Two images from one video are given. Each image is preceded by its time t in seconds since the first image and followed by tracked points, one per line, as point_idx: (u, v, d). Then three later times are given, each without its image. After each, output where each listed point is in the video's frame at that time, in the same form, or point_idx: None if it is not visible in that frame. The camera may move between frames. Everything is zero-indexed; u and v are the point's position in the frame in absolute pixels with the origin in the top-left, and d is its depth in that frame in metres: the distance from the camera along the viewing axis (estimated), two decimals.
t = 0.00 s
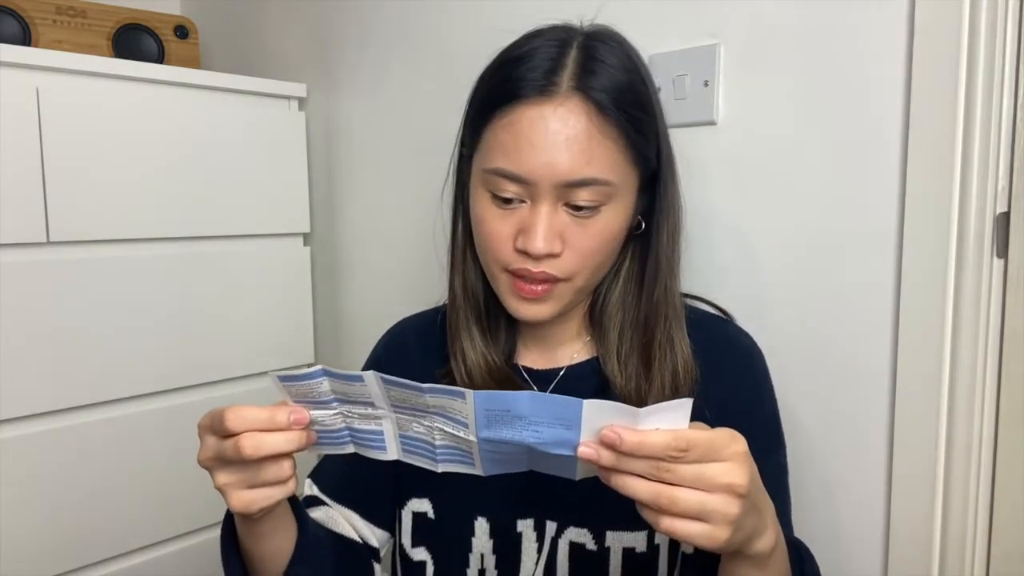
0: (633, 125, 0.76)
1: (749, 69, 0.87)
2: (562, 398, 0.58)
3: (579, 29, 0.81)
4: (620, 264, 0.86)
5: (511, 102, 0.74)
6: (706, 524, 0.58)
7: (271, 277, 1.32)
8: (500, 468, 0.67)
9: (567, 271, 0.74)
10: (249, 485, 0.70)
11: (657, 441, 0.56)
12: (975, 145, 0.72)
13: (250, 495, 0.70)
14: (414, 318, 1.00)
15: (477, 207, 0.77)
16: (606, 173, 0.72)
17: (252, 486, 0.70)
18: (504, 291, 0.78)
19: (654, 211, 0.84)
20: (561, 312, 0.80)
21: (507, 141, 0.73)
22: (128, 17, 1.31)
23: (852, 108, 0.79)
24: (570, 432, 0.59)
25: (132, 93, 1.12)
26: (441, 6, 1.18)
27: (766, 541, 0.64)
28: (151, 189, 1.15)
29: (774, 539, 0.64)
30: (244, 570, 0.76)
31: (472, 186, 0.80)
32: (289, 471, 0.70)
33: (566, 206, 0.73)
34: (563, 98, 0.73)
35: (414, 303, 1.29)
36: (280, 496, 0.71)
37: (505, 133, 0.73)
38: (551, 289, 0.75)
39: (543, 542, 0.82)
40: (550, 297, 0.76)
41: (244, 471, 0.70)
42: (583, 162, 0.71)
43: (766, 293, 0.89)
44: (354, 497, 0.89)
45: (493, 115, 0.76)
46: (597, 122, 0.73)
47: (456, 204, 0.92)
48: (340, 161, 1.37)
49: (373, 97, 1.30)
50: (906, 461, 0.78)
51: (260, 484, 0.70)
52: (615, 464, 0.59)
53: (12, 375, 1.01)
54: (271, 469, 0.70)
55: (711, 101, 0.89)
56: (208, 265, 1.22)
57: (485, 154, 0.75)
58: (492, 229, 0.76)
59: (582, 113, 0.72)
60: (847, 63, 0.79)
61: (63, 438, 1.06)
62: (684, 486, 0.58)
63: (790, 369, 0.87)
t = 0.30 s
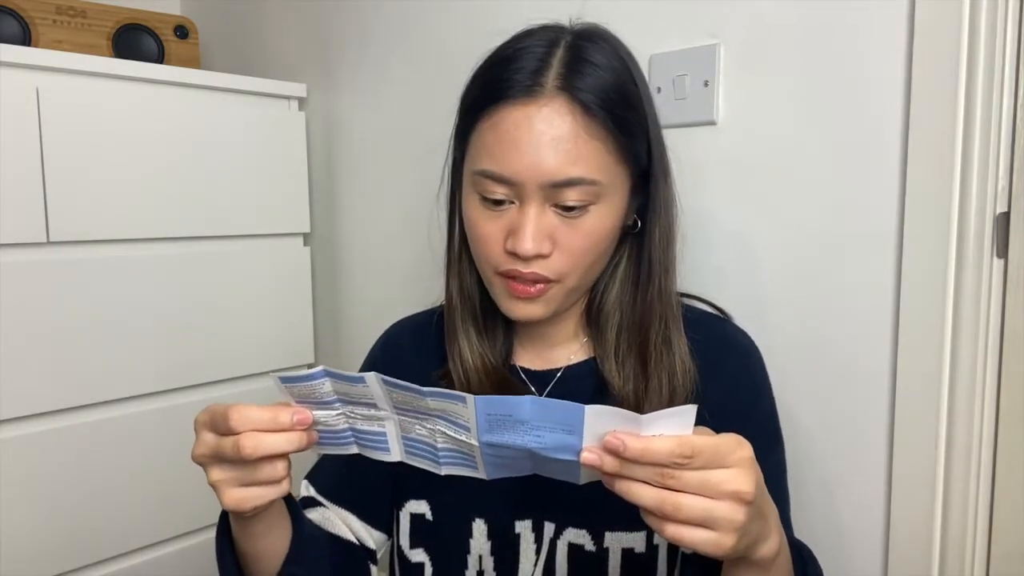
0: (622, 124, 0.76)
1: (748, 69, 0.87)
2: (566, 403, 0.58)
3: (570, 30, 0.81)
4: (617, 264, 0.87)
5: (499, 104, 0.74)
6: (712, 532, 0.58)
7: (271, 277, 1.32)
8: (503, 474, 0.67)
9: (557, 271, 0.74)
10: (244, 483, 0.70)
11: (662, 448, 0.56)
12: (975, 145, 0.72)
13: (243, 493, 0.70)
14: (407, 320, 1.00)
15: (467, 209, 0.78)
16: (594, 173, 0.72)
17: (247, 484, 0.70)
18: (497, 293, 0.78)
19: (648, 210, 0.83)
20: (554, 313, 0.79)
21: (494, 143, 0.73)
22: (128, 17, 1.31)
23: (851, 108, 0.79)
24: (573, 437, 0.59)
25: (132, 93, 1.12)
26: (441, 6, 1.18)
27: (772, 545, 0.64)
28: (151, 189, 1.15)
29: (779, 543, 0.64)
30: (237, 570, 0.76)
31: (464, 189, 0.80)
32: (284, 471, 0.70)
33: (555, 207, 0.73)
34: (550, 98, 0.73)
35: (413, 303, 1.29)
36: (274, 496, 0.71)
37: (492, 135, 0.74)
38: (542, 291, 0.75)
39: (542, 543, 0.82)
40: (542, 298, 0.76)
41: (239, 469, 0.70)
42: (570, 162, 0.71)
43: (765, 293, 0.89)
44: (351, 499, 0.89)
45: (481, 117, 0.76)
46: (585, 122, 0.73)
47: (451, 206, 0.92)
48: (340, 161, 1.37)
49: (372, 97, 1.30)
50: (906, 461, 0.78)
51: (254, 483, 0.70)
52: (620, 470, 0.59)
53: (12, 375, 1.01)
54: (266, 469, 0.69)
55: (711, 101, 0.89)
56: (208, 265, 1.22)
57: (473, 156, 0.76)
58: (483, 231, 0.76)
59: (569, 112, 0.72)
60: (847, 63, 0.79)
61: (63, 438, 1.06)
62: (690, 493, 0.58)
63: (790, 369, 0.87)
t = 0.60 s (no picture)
0: (620, 125, 0.76)
1: (749, 69, 0.87)
2: (565, 402, 0.58)
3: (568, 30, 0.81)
4: (616, 265, 0.87)
5: (497, 106, 0.75)
6: (711, 529, 0.58)
7: (271, 277, 1.32)
8: (502, 475, 0.67)
9: (555, 273, 0.74)
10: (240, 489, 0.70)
11: (661, 445, 0.56)
12: (975, 145, 0.72)
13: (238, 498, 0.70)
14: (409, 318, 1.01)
15: (467, 211, 0.78)
16: (593, 175, 0.72)
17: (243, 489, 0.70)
18: (496, 295, 0.78)
19: (648, 211, 0.84)
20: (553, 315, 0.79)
21: (493, 146, 0.73)
22: (128, 17, 1.31)
23: (851, 108, 0.79)
24: (573, 436, 0.59)
25: (132, 93, 1.12)
26: (441, 6, 1.18)
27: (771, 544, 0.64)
28: (151, 189, 1.15)
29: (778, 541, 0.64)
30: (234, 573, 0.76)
31: (462, 191, 0.80)
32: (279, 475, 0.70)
33: (554, 209, 0.73)
34: (548, 100, 0.73)
35: (413, 303, 1.29)
36: (268, 501, 0.71)
37: (491, 137, 0.74)
38: (541, 293, 0.75)
39: (541, 543, 0.82)
40: (541, 301, 0.76)
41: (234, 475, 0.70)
42: (569, 164, 0.71)
43: (766, 293, 0.89)
44: (349, 500, 0.88)
45: (480, 119, 0.76)
46: (583, 124, 0.73)
47: (450, 207, 0.92)
48: (340, 161, 1.37)
49: (372, 97, 1.30)
50: (906, 462, 0.78)
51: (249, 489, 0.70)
52: (619, 468, 0.59)
53: (12, 374, 1.01)
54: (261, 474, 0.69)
55: (711, 102, 0.89)
56: (207, 265, 1.22)
57: (472, 159, 0.76)
58: (482, 233, 0.76)
59: (567, 114, 0.72)
60: (846, 63, 0.79)
61: (63, 438, 1.06)
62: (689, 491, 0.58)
63: (791, 369, 0.87)
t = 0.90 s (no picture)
0: (622, 127, 0.76)
1: (749, 70, 0.87)
2: (572, 397, 0.58)
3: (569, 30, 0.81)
4: (617, 264, 0.86)
5: (499, 108, 0.75)
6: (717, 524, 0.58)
7: (271, 277, 1.32)
8: (508, 474, 0.67)
9: (557, 276, 0.74)
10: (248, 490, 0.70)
11: (668, 440, 0.56)
12: (975, 144, 0.72)
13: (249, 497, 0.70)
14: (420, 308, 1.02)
15: (468, 213, 0.78)
16: (594, 177, 0.72)
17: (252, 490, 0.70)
18: (497, 297, 0.78)
19: (649, 210, 0.83)
20: (554, 317, 0.80)
21: (494, 148, 0.73)
22: (128, 17, 1.31)
23: (851, 108, 0.79)
24: (580, 432, 0.59)
25: (132, 93, 1.12)
26: (441, 6, 1.18)
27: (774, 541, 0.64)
28: (151, 189, 1.15)
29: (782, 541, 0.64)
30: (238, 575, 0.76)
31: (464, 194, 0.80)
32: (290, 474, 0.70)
33: (556, 211, 0.73)
34: (549, 102, 0.73)
35: (413, 302, 1.29)
36: (274, 501, 0.71)
37: (492, 140, 0.73)
38: (543, 295, 0.76)
39: (542, 543, 0.82)
40: (543, 303, 0.76)
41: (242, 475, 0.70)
42: (570, 167, 0.71)
43: (766, 293, 0.89)
44: (350, 498, 0.89)
45: (481, 121, 0.76)
46: (584, 126, 0.73)
47: (451, 208, 0.92)
48: (340, 160, 1.37)
49: (373, 97, 1.30)
50: (906, 461, 0.78)
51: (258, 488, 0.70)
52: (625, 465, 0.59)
53: (12, 374, 1.01)
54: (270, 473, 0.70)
55: (711, 102, 0.90)
56: (207, 265, 1.22)
57: (473, 161, 0.76)
58: (483, 235, 0.76)
59: (569, 117, 0.72)
60: (846, 63, 0.79)
61: (63, 438, 1.06)
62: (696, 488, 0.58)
63: (791, 369, 0.87)
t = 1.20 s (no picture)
0: (625, 129, 0.75)
1: (749, 69, 0.87)
2: (585, 397, 0.73)
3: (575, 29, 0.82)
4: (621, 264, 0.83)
5: (504, 109, 0.75)
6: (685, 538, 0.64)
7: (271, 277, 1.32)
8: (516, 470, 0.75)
9: (558, 275, 0.75)
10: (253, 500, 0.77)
11: (685, 440, 0.71)
12: (975, 144, 0.72)
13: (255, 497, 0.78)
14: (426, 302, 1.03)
15: (473, 212, 0.78)
16: (596, 178, 0.72)
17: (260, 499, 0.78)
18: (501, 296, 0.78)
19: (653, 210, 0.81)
20: (557, 316, 0.80)
21: (498, 149, 0.74)
22: (128, 17, 1.31)
23: (851, 107, 0.80)
24: (589, 430, 0.73)
25: (132, 93, 1.12)
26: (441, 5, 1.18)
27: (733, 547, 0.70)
28: (152, 189, 1.15)
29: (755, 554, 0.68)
30: (242, 575, 0.80)
31: (469, 193, 0.81)
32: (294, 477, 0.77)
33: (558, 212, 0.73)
34: (553, 104, 0.73)
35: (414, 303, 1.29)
36: (280, 497, 0.79)
37: (496, 141, 0.74)
38: (544, 294, 0.76)
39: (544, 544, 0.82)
40: (544, 302, 0.77)
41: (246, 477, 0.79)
42: (572, 167, 0.71)
43: (767, 293, 0.89)
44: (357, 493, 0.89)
45: (486, 122, 0.77)
46: (588, 125, 0.73)
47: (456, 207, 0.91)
48: (340, 160, 1.37)
49: (373, 98, 1.30)
50: (908, 462, 0.78)
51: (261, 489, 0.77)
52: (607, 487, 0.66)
53: (11, 374, 1.01)
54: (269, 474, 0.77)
55: (711, 101, 0.90)
56: (208, 265, 1.22)
57: (478, 161, 0.77)
58: (486, 235, 0.77)
59: (572, 118, 0.73)
60: (846, 62, 0.80)
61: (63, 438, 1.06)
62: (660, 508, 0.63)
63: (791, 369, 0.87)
